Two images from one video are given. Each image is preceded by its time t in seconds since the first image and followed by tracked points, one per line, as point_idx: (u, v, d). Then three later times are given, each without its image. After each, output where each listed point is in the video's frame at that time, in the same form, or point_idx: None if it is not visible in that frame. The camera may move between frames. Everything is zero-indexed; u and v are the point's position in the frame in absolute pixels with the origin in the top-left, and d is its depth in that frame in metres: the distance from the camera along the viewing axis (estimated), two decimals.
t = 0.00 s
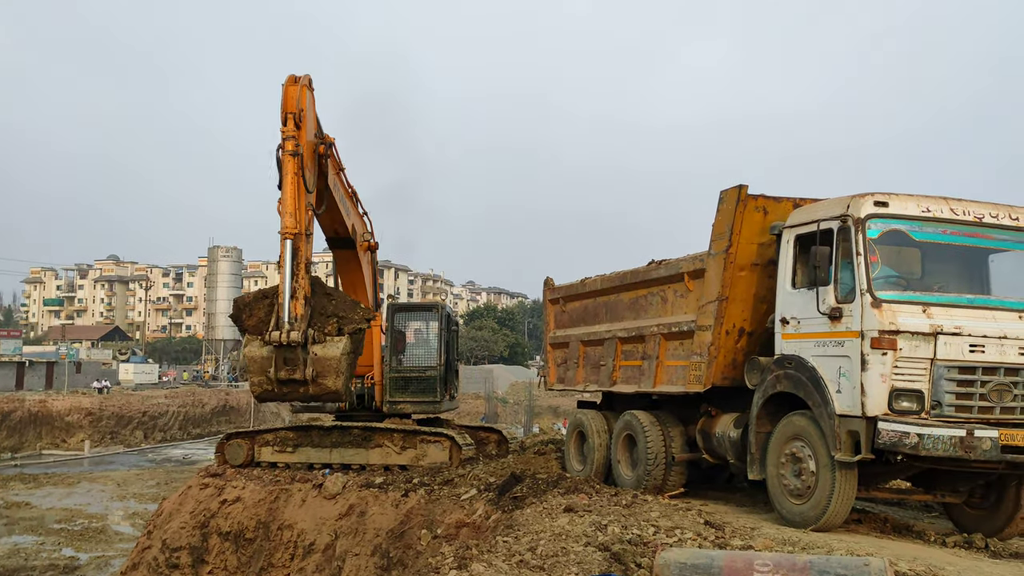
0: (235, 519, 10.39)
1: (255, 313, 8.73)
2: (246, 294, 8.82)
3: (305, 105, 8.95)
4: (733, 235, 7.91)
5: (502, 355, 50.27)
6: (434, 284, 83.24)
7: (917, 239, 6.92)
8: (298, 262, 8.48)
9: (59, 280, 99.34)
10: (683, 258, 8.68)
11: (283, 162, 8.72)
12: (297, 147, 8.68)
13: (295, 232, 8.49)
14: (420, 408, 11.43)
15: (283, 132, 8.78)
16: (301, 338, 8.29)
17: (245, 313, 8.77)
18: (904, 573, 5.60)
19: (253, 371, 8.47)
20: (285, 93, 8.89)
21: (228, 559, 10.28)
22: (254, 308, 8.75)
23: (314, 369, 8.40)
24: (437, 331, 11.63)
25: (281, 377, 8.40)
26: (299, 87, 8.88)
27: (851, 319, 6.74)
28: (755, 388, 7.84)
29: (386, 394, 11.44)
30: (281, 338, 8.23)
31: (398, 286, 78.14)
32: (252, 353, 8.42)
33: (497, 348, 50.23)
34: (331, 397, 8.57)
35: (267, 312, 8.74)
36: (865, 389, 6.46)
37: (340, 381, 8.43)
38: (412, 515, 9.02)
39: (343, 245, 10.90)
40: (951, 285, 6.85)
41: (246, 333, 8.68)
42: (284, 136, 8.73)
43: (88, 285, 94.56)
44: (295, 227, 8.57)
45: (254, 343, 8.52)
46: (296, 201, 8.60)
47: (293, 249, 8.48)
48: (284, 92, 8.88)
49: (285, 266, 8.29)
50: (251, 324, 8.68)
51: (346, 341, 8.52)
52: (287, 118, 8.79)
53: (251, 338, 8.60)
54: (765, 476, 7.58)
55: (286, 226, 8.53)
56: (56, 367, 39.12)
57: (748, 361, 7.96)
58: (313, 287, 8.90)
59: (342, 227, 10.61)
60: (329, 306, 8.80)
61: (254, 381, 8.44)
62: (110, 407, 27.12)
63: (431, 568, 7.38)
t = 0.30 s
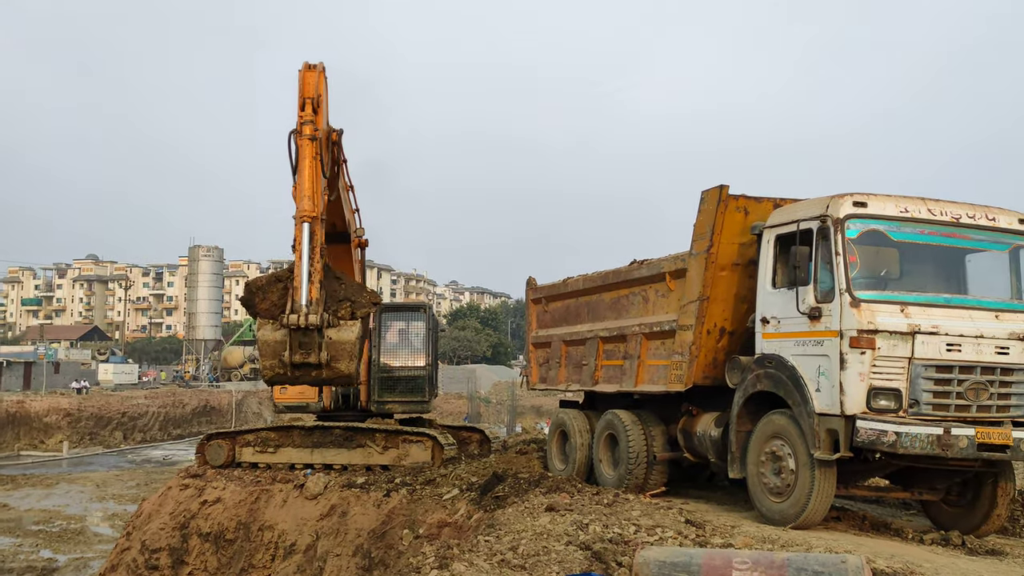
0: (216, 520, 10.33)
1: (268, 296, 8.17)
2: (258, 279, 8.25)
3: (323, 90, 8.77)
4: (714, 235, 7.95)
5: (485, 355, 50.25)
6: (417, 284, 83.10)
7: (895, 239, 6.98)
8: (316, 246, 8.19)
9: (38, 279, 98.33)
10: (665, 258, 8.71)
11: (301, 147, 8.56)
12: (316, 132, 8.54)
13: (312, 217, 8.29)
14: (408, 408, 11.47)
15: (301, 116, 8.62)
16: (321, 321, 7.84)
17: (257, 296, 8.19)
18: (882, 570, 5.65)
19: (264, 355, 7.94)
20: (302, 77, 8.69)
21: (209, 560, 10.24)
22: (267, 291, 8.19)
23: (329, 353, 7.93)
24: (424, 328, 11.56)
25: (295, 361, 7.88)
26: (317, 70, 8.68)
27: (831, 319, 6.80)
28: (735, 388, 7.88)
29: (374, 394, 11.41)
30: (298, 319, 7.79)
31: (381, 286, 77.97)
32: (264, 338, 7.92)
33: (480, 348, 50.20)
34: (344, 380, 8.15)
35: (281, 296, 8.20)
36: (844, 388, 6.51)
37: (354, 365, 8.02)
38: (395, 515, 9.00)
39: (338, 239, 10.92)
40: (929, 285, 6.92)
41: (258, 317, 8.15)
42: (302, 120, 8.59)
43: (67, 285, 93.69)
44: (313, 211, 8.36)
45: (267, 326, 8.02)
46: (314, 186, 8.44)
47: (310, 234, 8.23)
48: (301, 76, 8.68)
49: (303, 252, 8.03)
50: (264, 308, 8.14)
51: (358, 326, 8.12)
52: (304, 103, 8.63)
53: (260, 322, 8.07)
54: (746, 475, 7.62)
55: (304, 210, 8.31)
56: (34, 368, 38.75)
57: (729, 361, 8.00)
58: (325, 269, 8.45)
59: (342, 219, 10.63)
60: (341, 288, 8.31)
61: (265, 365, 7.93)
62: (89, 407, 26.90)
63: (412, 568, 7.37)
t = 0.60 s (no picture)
0: (199, 522, 10.29)
1: (285, 282, 7.92)
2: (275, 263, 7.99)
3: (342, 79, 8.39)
4: (698, 236, 7.98)
5: (470, 355, 50.18)
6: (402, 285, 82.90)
7: (878, 239, 7.03)
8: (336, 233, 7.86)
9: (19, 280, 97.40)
10: (649, 258, 8.73)
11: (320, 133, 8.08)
12: (338, 118, 8.08)
13: (334, 202, 7.93)
14: (398, 408, 11.51)
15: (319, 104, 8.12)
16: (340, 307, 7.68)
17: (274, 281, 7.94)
18: (864, 568, 5.70)
19: (280, 339, 7.72)
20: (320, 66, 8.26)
21: (192, 563, 10.21)
22: (283, 276, 7.93)
23: (347, 337, 7.78)
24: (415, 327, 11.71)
25: (313, 347, 7.68)
26: (335, 59, 8.29)
27: (814, 318, 6.83)
28: (719, 388, 7.91)
29: (365, 395, 11.42)
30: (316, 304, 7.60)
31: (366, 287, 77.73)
32: (282, 323, 7.72)
33: (464, 349, 50.12)
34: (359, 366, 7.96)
35: (299, 281, 7.96)
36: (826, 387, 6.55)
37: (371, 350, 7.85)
38: (380, 516, 8.98)
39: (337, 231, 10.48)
40: (911, 285, 6.97)
41: (274, 302, 7.89)
42: (322, 106, 8.12)
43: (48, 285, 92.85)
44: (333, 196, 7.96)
45: (284, 311, 7.79)
46: (337, 171, 8.01)
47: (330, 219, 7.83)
48: (320, 65, 8.26)
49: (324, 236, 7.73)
50: (280, 293, 7.90)
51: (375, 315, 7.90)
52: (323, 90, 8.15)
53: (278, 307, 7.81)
54: (729, 474, 7.65)
55: (324, 194, 7.89)
56: (14, 370, 38.37)
57: (713, 360, 8.03)
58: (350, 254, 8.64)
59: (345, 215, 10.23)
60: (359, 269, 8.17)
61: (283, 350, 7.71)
62: (70, 409, 26.63)
63: (397, 569, 7.35)
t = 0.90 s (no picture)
0: (183, 525, 10.25)
1: (305, 269, 7.95)
2: (294, 253, 8.02)
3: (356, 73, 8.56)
4: (683, 238, 7.99)
5: (455, 357, 50.19)
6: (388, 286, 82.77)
7: (861, 242, 7.07)
8: (355, 220, 7.96)
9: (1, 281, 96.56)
10: (634, 260, 8.74)
11: (343, 123, 8.27)
12: (357, 109, 8.30)
13: (355, 189, 8.02)
14: (388, 412, 11.55)
15: (339, 97, 8.35)
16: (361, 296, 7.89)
17: (293, 268, 7.96)
18: (848, 569, 5.71)
19: (300, 326, 7.87)
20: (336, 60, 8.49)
21: (176, 567, 10.17)
22: (304, 263, 7.97)
23: (366, 324, 8.06)
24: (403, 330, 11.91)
25: (333, 333, 7.94)
26: (351, 52, 8.49)
27: (798, 321, 6.86)
28: (704, 390, 7.92)
29: (356, 398, 11.40)
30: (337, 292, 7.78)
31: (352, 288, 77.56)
32: (304, 310, 7.81)
33: (450, 351, 50.10)
34: (375, 350, 8.37)
35: (319, 268, 8.00)
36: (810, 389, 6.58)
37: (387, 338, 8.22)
38: (364, 518, 8.96)
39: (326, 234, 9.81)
40: (894, 287, 7.01)
41: (292, 289, 7.90)
42: (341, 99, 8.34)
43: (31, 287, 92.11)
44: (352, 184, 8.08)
45: (304, 297, 7.89)
46: (357, 160, 8.15)
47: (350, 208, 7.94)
48: (338, 58, 8.43)
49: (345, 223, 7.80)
50: (301, 279, 7.91)
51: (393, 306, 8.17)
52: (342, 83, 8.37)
53: (298, 293, 7.86)
54: (714, 476, 7.67)
55: (345, 182, 8.00)
56: None
57: (698, 363, 8.05)
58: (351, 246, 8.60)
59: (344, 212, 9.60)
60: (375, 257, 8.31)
61: (302, 336, 7.86)
62: (52, 412, 26.41)
63: (381, 573, 7.33)
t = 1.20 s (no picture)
0: (160, 527, 10.18)
1: (319, 253, 8.00)
2: (310, 237, 8.15)
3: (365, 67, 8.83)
4: (663, 240, 8.02)
5: (436, 358, 50.13)
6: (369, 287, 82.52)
7: (839, 244, 7.13)
8: (368, 206, 8.05)
9: None
10: (615, 262, 8.76)
11: (357, 111, 8.47)
12: (369, 97, 8.49)
13: (369, 174, 8.16)
14: (372, 412, 11.62)
15: (353, 87, 8.57)
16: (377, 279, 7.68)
17: (309, 253, 8.03)
18: (827, 569, 5.75)
19: (313, 310, 7.71)
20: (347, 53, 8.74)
21: (153, 569, 10.09)
22: (319, 248, 8.03)
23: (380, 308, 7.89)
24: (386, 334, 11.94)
25: (348, 317, 7.75)
26: (362, 46, 8.75)
27: (777, 322, 6.90)
28: (684, 391, 7.96)
29: (341, 399, 11.34)
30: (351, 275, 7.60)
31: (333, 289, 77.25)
32: (319, 293, 7.68)
33: (431, 352, 50.02)
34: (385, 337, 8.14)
35: (333, 252, 8.03)
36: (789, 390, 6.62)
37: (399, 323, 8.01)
38: (344, 520, 8.92)
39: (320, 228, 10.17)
40: (872, 289, 7.07)
41: (307, 273, 7.91)
42: (354, 89, 8.55)
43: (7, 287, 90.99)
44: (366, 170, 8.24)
45: (319, 282, 7.79)
46: (370, 146, 8.32)
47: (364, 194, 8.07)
48: (350, 50, 8.70)
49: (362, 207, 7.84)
50: (315, 264, 7.93)
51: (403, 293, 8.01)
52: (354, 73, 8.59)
53: (313, 276, 7.83)
54: (694, 477, 7.70)
55: (361, 167, 8.17)
56: None
57: (678, 364, 8.08)
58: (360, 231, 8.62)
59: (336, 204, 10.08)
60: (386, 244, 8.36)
61: (315, 320, 7.70)
62: (28, 413, 26.11)
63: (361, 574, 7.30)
